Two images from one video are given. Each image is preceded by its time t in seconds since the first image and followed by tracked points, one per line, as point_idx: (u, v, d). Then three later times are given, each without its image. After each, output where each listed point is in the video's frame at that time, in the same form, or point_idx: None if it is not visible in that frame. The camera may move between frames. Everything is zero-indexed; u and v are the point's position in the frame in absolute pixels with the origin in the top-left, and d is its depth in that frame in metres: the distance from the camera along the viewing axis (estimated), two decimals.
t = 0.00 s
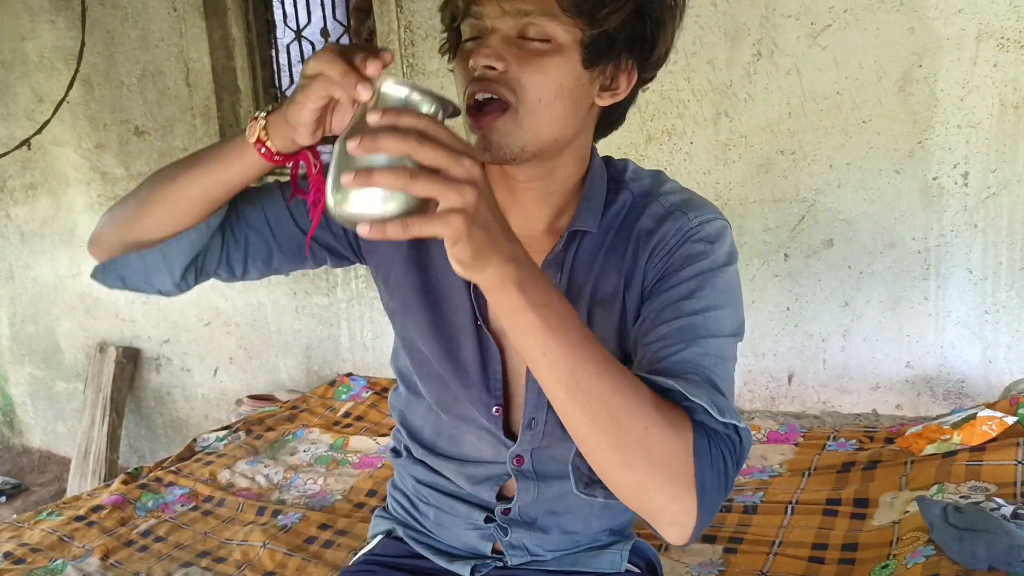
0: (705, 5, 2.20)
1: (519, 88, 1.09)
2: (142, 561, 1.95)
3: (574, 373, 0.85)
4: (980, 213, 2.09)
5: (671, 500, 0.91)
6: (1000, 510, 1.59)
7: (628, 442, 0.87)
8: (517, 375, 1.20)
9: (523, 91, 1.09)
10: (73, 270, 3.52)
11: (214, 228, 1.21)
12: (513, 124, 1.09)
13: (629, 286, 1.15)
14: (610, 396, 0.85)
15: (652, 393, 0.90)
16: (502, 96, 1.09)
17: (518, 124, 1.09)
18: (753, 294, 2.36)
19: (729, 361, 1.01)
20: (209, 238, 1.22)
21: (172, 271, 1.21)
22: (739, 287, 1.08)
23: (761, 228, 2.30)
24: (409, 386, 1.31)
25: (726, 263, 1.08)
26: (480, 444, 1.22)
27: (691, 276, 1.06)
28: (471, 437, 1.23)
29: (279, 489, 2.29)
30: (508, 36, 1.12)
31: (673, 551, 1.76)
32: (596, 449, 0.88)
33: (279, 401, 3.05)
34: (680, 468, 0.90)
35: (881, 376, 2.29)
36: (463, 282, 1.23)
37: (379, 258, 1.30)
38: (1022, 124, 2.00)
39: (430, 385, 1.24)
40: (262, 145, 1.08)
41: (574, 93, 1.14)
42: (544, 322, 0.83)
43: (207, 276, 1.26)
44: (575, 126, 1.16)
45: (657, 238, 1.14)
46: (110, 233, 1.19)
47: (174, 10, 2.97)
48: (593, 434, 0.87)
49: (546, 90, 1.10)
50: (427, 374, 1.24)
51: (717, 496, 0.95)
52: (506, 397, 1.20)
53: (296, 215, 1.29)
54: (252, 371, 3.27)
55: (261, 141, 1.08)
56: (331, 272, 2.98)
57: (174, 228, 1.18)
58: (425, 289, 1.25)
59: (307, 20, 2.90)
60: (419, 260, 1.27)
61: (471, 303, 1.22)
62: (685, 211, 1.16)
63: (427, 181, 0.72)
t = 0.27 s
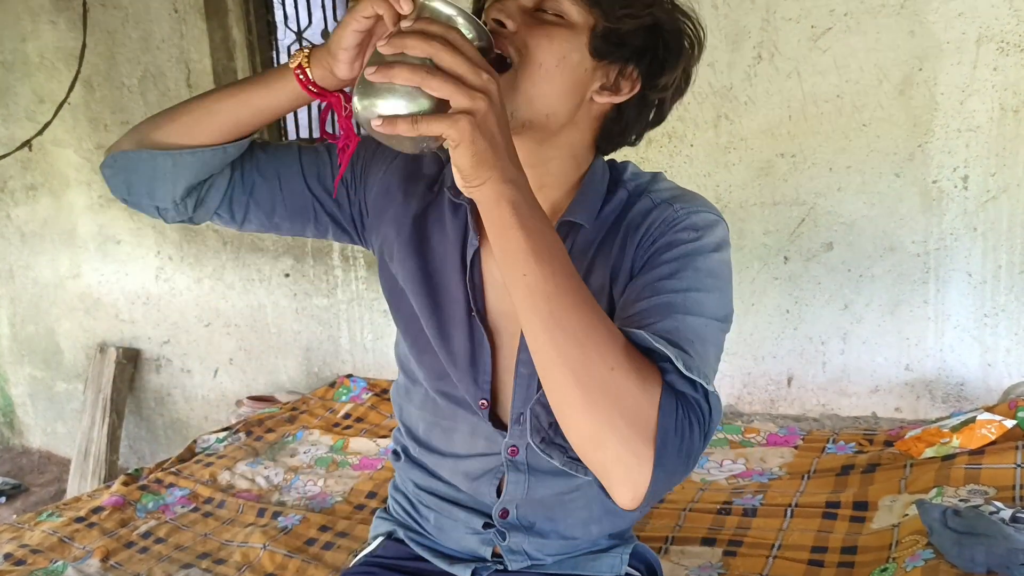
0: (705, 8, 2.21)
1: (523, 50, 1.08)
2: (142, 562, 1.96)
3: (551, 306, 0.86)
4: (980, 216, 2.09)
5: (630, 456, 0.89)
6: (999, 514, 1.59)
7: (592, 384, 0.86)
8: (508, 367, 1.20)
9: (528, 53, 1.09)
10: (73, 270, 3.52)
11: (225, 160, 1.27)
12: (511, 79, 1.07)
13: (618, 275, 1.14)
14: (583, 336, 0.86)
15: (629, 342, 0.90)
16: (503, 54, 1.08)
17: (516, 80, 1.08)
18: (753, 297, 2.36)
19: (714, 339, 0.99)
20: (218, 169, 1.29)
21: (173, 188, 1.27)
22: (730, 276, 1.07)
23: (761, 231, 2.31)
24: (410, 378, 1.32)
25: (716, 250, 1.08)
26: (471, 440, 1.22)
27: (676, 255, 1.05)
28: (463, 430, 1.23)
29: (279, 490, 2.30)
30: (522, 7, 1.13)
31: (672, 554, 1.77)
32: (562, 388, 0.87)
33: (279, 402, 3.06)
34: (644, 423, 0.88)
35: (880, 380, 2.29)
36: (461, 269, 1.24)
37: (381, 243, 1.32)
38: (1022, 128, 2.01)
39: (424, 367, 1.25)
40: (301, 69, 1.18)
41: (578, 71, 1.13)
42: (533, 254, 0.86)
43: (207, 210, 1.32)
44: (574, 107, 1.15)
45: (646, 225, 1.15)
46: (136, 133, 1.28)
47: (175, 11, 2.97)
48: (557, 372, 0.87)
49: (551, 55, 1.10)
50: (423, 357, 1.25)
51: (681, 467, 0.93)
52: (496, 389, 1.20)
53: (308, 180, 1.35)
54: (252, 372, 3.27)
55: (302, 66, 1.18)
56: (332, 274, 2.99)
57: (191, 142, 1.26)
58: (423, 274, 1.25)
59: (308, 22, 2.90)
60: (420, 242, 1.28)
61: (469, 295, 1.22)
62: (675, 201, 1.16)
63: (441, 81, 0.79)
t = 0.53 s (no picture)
0: (704, 16, 2.22)
1: (532, 51, 1.10)
2: (142, 569, 1.96)
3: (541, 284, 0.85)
4: (978, 223, 2.10)
5: (613, 438, 0.88)
6: (998, 522, 1.60)
7: (578, 363, 0.85)
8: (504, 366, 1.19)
9: (537, 54, 1.10)
10: (74, 277, 3.53)
11: (238, 143, 1.26)
12: (516, 77, 1.09)
13: (614, 278, 1.15)
14: (573, 316, 0.85)
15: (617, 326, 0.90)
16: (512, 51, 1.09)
17: (522, 78, 1.10)
18: (752, 303, 2.37)
19: (707, 337, 0.99)
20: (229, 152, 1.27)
21: (183, 164, 1.26)
22: (726, 279, 1.07)
23: (760, 237, 2.31)
24: (409, 381, 1.31)
25: (713, 254, 1.07)
26: (467, 444, 1.22)
27: (670, 253, 1.05)
28: (460, 432, 1.22)
29: (279, 497, 2.30)
30: (539, 11, 1.14)
31: (672, 562, 1.77)
32: (548, 367, 0.86)
33: (279, 409, 3.06)
34: (630, 405, 0.88)
35: (879, 386, 2.29)
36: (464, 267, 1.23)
37: (388, 243, 1.32)
38: (1020, 135, 2.01)
39: (425, 367, 1.25)
40: (322, 56, 1.18)
41: (586, 77, 1.14)
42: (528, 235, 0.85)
43: (213, 192, 1.30)
44: (579, 112, 1.16)
45: (641, 228, 1.15)
46: (156, 108, 1.27)
47: (175, 18, 2.98)
48: (543, 350, 0.86)
49: (560, 58, 1.11)
50: (425, 355, 1.25)
51: (667, 455, 0.92)
52: (498, 387, 1.19)
53: (316, 173, 1.32)
54: (252, 379, 3.28)
55: (323, 52, 1.19)
56: (332, 280, 2.99)
57: (209, 122, 1.25)
58: (426, 271, 1.25)
59: (308, 27, 2.91)
60: (424, 240, 1.27)
61: (472, 293, 1.21)
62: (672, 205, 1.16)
63: (449, 62, 0.81)
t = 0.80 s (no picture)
0: (703, 26, 2.23)
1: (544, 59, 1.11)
2: None
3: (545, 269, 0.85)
4: (977, 231, 2.10)
5: (616, 422, 0.89)
6: (998, 531, 1.60)
7: (582, 348, 0.86)
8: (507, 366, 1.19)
9: (548, 62, 1.11)
10: (74, 285, 3.53)
11: (251, 140, 1.26)
12: (526, 82, 1.10)
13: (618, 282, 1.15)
14: (578, 301, 0.86)
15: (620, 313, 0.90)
16: (524, 58, 1.11)
17: (532, 83, 1.11)
18: (752, 311, 2.37)
19: (710, 337, 0.99)
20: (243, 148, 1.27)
21: (197, 159, 1.26)
22: (729, 282, 1.07)
23: (760, 246, 2.32)
24: (413, 385, 1.32)
25: (718, 257, 1.07)
26: (470, 449, 1.22)
27: (674, 254, 1.05)
28: (462, 436, 1.22)
29: (279, 506, 2.30)
30: (553, 21, 1.15)
31: (673, 570, 1.76)
32: (553, 353, 0.87)
33: (280, 417, 3.06)
34: (633, 389, 0.88)
35: (879, 395, 2.29)
36: (470, 271, 1.23)
37: (396, 247, 1.32)
38: (1018, 144, 2.01)
39: (430, 370, 1.25)
40: (337, 52, 1.18)
41: (595, 86, 1.15)
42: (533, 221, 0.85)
43: (226, 188, 1.30)
44: (586, 122, 1.16)
45: (645, 233, 1.15)
46: (171, 102, 1.27)
47: (177, 28, 2.99)
48: (547, 335, 0.86)
49: (570, 67, 1.12)
50: (430, 359, 1.25)
51: (669, 442, 0.92)
52: (504, 388, 1.19)
53: (328, 175, 1.33)
54: (252, 387, 3.28)
55: (338, 49, 1.18)
56: (332, 288, 2.99)
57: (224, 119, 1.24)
58: (434, 274, 1.25)
59: (309, 38, 2.91)
60: (430, 242, 1.27)
61: (478, 296, 1.21)
62: (676, 211, 1.17)
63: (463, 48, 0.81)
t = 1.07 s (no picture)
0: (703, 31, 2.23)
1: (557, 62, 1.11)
2: None
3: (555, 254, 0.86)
4: (978, 236, 2.10)
5: (622, 409, 0.88)
6: (999, 536, 1.59)
7: (590, 333, 0.86)
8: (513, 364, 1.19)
9: (562, 65, 1.11)
10: (74, 288, 3.53)
11: (266, 132, 1.27)
12: (539, 83, 1.10)
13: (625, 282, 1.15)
14: (586, 285, 0.86)
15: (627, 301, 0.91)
16: (538, 59, 1.11)
17: (545, 84, 1.11)
18: (752, 316, 2.37)
19: (718, 334, 0.99)
20: (257, 141, 1.28)
21: (212, 148, 1.27)
22: (736, 282, 1.07)
23: (760, 250, 2.32)
24: (418, 384, 1.32)
25: (726, 259, 1.07)
26: (473, 446, 1.22)
27: (682, 252, 1.05)
28: (466, 434, 1.22)
29: (279, 510, 2.30)
30: (569, 26, 1.15)
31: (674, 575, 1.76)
32: (561, 340, 0.87)
33: (280, 420, 3.06)
34: (639, 376, 0.88)
35: (879, 399, 2.29)
36: (479, 269, 1.23)
37: (407, 245, 1.32)
38: (1019, 149, 2.02)
39: (435, 367, 1.25)
40: (354, 45, 1.19)
41: (609, 90, 1.14)
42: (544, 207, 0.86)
43: (239, 180, 1.31)
44: (598, 125, 1.16)
45: (653, 234, 1.15)
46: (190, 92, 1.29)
47: (178, 31, 2.99)
48: (555, 320, 0.86)
49: (584, 71, 1.12)
50: (436, 357, 1.25)
51: (674, 430, 0.92)
52: (508, 387, 1.19)
53: (341, 170, 1.33)
54: (251, 391, 3.28)
55: (355, 40, 1.19)
56: (332, 292, 2.99)
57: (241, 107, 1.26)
58: (442, 271, 1.24)
59: (309, 42, 2.92)
60: (439, 238, 1.27)
61: (486, 294, 1.21)
62: (684, 212, 1.17)
63: (479, 38, 0.84)
